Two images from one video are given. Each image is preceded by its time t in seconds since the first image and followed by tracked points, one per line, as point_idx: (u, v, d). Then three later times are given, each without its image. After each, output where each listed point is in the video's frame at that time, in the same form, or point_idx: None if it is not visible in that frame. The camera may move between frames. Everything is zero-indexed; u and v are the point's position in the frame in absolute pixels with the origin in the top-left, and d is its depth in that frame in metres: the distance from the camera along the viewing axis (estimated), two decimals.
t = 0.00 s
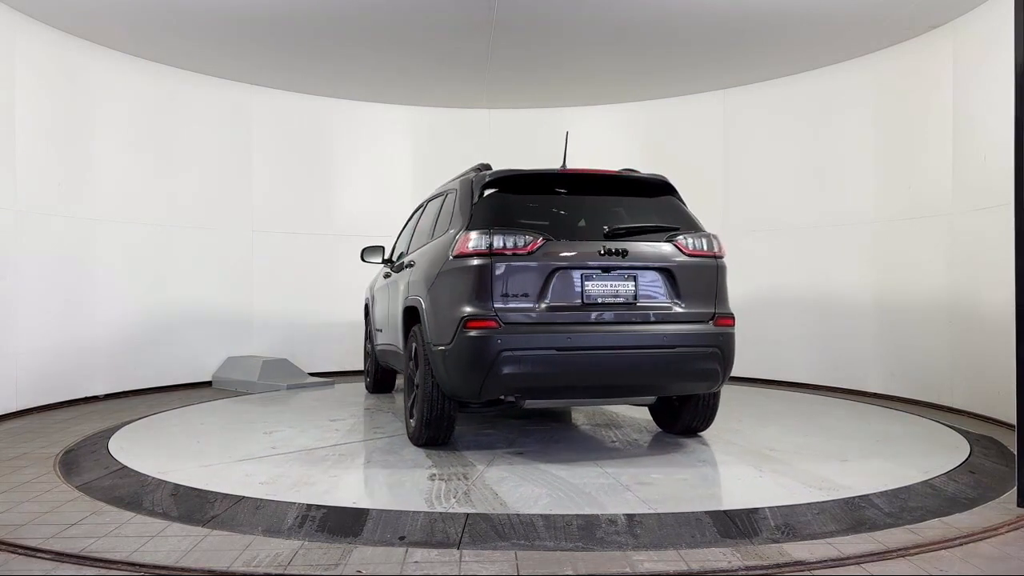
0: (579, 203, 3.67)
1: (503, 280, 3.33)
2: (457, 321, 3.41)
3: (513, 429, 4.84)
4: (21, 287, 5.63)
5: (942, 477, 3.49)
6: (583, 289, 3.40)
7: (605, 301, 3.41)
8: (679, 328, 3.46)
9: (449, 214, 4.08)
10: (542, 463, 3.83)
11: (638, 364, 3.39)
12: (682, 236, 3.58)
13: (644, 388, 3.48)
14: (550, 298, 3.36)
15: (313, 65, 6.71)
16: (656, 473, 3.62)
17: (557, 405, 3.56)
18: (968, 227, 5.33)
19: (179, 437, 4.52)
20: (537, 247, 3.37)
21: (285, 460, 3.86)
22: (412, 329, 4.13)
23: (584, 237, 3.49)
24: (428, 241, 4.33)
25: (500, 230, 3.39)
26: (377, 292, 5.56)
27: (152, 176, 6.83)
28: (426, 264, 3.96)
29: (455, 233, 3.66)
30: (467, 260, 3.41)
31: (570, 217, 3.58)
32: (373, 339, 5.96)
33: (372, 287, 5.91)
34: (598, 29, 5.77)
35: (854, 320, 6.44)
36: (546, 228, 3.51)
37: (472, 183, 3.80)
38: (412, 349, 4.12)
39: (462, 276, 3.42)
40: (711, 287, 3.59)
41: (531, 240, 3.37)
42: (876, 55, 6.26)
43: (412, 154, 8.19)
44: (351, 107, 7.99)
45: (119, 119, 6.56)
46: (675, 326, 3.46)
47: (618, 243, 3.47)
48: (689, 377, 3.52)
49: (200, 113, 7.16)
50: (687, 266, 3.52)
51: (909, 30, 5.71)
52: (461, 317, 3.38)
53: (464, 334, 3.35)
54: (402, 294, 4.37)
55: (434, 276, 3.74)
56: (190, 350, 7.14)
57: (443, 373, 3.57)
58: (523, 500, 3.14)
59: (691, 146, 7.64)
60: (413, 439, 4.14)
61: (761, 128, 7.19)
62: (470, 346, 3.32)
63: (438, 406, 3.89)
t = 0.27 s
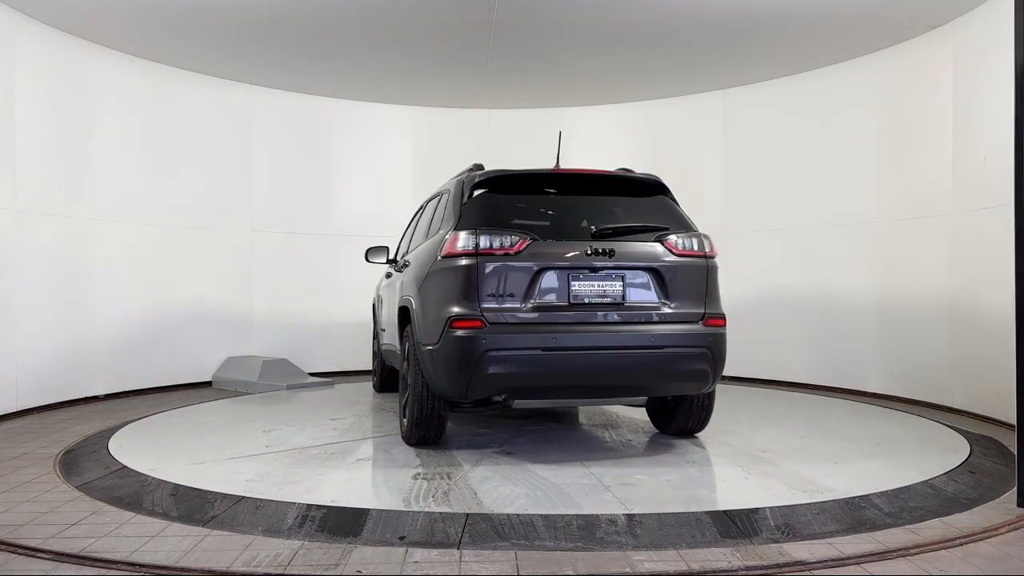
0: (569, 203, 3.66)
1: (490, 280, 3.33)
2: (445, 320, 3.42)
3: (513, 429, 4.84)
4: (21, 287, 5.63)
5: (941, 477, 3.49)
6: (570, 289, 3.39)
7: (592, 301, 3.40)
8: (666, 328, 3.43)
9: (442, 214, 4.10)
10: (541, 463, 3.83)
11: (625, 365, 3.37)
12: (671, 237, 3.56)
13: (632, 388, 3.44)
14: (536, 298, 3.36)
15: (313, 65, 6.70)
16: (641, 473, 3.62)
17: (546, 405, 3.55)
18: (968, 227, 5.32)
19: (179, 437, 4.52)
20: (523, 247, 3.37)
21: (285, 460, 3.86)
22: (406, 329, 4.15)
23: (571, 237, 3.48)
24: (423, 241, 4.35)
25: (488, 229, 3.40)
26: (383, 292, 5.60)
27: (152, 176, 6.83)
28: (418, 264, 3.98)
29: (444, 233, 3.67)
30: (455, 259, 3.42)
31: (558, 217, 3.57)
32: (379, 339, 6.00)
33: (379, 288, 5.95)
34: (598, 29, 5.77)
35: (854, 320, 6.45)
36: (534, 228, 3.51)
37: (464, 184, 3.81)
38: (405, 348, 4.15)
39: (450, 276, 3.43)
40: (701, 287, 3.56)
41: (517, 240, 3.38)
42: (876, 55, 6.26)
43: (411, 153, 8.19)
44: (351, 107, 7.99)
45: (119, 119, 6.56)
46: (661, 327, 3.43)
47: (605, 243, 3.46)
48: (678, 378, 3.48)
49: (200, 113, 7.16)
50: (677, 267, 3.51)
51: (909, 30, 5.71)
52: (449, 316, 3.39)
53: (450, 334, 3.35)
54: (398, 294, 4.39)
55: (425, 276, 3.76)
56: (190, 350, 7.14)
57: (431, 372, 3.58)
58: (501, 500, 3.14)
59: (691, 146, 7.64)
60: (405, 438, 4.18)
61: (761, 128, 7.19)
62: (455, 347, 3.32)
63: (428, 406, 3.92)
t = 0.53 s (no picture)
0: (560, 204, 3.65)
1: (476, 281, 3.34)
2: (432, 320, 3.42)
3: (512, 429, 4.84)
4: (21, 287, 5.62)
5: (941, 477, 3.49)
6: (556, 289, 3.39)
7: (578, 301, 3.39)
8: (654, 328, 3.41)
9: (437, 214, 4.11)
10: (540, 463, 3.83)
11: (612, 365, 3.35)
12: (660, 237, 3.54)
13: (621, 388, 3.42)
14: (522, 298, 3.35)
15: (313, 65, 6.71)
16: (625, 473, 3.63)
17: (534, 404, 3.55)
18: (968, 228, 5.33)
19: (179, 437, 4.52)
20: (510, 247, 3.38)
21: (284, 460, 3.86)
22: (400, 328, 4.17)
23: (559, 237, 3.47)
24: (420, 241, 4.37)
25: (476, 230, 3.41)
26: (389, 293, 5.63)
27: (152, 177, 6.83)
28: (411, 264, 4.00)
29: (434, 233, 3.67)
30: (443, 259, 3.43)
31: (547, 217, 3.56)
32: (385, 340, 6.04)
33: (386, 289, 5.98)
34: (599, 29, 5.77)
35: (854, 320, 6.45)
36: (522, 228, 3.50)
37: (455, 184, 3.82)
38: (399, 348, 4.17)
39: (439, 276, 3.44)
40: (691, 287, 3.52)
41: (504, 241, 3.38)
42: (876, 55, 6.26)
43: (412, 153, 8.19)
44: (351, 108, 7.99)
45: (119, 119, 6.56)
46: (649, 328, 3.40)
47: (592, 243, 3.45)
48: (668, 378, 3.45)
49: (200, 113, 7.16)
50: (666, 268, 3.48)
51: (909, 30, 5.71)
52: (436, 316, 3.40)
53: (436, 333, 3.36)
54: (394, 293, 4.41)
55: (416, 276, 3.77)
56: (190, 350, 7.14)
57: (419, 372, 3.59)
58: (477, 499, 3.15)
59: (691, 146, 7.64)
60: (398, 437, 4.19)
61: (761, 128, 7.19)
62: (441, 347, 3.33)
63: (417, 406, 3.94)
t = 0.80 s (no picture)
0: (549, 203, 3.64)
1: (462, 281, 3.34)
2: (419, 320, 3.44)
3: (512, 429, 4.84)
4: (20, 287, 5.62)
5: (941, 477, 3.49)
6: (542, 289, 3.38)
7: (564, 301, 3.38)
8: (641, 329, 3.39)
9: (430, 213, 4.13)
10: (539, 463, 3.83)
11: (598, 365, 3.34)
12: (648, 237, 3.52)
13: (608, 388, 3.41)
14: (507, 298, 3.35)
15: (313, 65, 6.71)
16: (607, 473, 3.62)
17: (523, 404, 3.55)
18: (968, 227, 5.32)
19: (179, 437, 4.52)
20: (496, 247, 3.38)
21: (284, 460, 3.86)
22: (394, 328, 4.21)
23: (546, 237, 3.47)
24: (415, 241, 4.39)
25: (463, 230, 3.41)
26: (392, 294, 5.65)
27: (152, 177, 6.83)
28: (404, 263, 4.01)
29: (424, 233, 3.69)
30: (431, 259, 3.43)
31: (536, 218, 3.56)
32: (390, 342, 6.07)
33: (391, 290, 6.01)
34: (598, 29, 5.77)
35: (854, 320, 6.45)
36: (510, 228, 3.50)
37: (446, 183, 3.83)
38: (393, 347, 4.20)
39: (426, 276, 3.45)
40: (679, 287, 3.50)
41: (490, 241, 3.39)
42: (876, 55, 6.26)
43: (412, 153, 8.20)
44: (351, 108, 7.99)
45: (119, 118, 6.56)
46: (636, 328, 3.38)
47: (579, 243, 3.43)
48: (656, 378, 3.44)
49: (200, 113, 7.16)
50: (655, 267, 3.46)
51: (909, 29, 5.70)
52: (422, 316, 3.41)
53: (422, 333, 3.37)
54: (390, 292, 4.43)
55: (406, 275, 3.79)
56: (190, 350, 7.14)
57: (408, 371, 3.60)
58: (454, 499, 3.15)
59: (691, 146, 7.64)
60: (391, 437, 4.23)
61: (761, 128, 7.20)
62: (427, 346, 3.34)
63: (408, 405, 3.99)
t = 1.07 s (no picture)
0: (539, 204, 3.65)
1: (448, 280, 3.35)
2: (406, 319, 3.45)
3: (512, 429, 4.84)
4: (21, 287, 5.62)
5: (941, 477, 3.49)
6: (529, 288, 3.38)
7: (550, 301, 3.37)
8: (627, 328, 3.37)
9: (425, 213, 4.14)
10: (538, 463, 3.83)
11: (585, 365, 3.33)
12: (637, 237, 3.50)
13: (595, 388, 3.40)
14: (493, 298, 3.35)
15: (313, 65, 6.71)
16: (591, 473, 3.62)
17: (512, 404, 3.56)
18: (968, 227, 5.33)
19: (179, 437, 4.52)
20: (482, 247, 3.38)
21: (283, 459, 3.86)
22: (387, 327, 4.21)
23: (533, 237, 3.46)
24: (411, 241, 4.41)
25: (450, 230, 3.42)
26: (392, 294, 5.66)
27: (152, 177, 6.83)
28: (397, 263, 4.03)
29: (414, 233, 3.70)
30: (419, 259, 3.44)
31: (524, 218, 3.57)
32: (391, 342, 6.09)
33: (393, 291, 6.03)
34: (598, 29, 5.77)
35: (853, 320, 6.45)
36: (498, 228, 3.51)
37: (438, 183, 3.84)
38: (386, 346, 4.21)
39: (414, 275, 3.45)
40: (668, 287, 3.47)
41: (477, 241, 3.39)
42: (876, 55, 6.26)
43: (412, 153, 8.20)
44: (351, 108, 7.99)
45: (119, 118, 6.56)
46: (629, 328, 3.37)
47: (566, 243, 3.42)
48: (643, 378, 3.42)
49: (200, 113, 7.16)
50: (645, 266, 3.44)
51: (909, 29, 5.70)
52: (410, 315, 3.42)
53: (409, 333, 3.38)
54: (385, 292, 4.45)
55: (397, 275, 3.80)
56: (190, 350, 7.14)
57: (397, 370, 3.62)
58: (431, 498, 3.14)
59: (690, 146, 7.64)
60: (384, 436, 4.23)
61: (761, 127, 7.20)
62: (413, 346, 3.35)
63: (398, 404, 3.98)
